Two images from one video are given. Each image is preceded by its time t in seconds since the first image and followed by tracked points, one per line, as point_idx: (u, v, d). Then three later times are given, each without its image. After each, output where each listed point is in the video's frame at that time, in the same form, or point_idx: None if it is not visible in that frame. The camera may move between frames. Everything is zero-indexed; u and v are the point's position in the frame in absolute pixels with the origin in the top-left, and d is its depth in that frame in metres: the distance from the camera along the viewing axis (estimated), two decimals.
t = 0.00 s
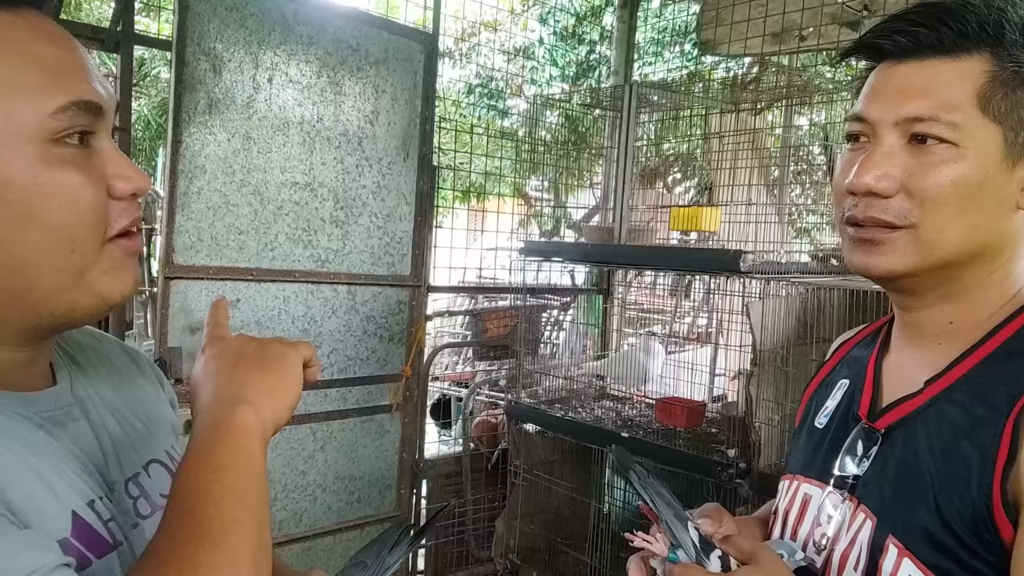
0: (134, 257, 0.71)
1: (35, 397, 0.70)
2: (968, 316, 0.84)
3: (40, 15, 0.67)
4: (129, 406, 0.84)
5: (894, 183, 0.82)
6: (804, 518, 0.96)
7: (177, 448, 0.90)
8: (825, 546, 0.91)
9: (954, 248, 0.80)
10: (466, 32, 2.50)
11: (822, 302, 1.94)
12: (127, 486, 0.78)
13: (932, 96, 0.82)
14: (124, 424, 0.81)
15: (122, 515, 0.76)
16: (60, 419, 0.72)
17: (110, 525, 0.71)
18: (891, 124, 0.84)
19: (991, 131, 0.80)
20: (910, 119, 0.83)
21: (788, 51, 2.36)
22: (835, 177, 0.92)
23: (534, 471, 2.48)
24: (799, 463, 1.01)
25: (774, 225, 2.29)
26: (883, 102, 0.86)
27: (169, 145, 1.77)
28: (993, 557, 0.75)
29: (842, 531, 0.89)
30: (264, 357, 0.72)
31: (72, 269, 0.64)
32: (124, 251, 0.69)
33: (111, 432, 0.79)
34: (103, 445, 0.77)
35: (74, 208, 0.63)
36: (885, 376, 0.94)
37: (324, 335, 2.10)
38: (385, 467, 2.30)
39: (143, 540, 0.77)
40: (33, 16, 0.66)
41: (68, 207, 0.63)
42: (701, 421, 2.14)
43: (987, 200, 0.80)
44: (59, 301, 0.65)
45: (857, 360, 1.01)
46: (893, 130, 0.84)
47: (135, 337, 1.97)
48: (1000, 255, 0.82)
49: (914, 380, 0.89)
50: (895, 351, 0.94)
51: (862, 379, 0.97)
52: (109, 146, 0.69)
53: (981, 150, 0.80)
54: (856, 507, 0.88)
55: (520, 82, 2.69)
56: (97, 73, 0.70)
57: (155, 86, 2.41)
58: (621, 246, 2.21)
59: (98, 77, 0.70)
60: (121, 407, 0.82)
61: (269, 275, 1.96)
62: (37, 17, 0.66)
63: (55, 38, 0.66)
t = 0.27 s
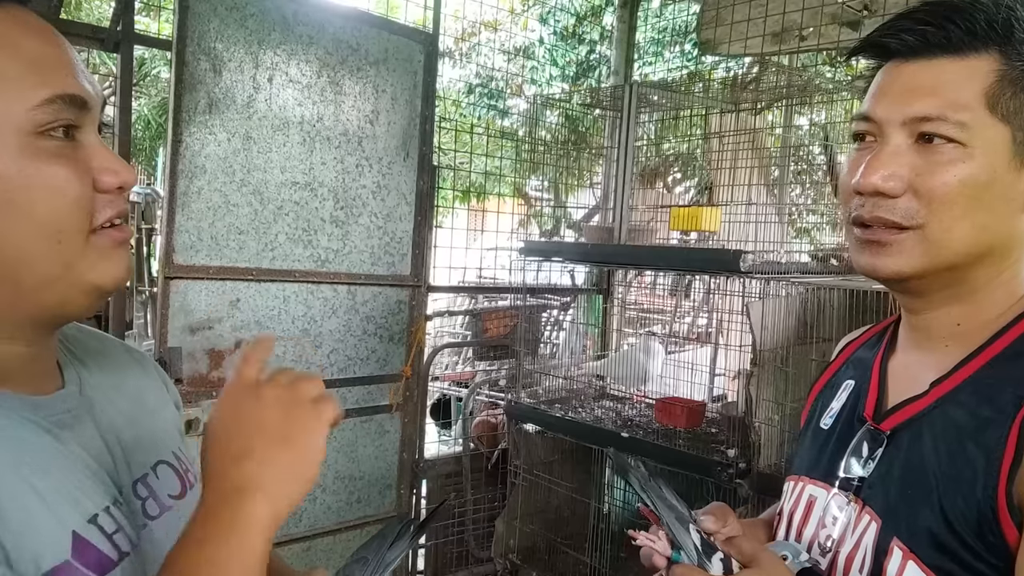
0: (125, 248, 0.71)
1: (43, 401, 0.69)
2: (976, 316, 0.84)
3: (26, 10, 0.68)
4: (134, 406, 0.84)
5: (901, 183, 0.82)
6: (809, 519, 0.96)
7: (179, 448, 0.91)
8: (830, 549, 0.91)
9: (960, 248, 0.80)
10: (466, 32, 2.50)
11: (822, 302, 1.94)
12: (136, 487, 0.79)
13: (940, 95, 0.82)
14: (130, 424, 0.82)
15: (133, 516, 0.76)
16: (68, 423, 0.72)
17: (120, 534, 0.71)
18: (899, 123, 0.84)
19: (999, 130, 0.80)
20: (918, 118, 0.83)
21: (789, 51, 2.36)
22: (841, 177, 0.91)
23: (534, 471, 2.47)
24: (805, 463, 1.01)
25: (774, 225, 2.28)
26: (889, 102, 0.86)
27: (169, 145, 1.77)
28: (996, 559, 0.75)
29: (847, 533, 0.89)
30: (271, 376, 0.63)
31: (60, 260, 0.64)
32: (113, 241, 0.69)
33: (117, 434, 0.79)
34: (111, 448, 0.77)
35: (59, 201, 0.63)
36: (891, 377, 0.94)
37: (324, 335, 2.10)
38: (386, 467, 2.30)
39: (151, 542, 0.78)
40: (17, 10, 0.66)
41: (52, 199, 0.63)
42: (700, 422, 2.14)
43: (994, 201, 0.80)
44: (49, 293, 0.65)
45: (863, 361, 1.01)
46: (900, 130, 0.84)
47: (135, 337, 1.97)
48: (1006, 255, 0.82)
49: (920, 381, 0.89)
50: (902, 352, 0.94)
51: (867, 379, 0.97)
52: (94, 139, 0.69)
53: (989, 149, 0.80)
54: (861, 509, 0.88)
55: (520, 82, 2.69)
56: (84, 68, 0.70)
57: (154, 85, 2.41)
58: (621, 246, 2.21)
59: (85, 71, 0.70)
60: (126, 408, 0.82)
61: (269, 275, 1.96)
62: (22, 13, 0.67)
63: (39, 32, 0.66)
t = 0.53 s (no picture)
0: (151, 244, 0.74)
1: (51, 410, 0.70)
2: (979, 317, 0.84)
3: (58, 14, 0.73)
4: (151, 410, 0.85)
5: (889, 180, 0.82)
6: (812, 518, 0.95)
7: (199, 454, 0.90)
8: (833, 547, 0.91)
9: (956, 246, 0.79)
10: (465, 32, 2.50)
11: (821, 301, 1.94)
12: (153, 493, 0.78)
13: (933, 93, 0.82)
14: (148, 424, 0.83)
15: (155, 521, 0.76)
16: (75, 434, 0.72)
17: (113, 557, 0.69)
18: (891, 121, 0.85)
19: (990, 127, 0.80)
20: (908, 115, 0.83)
21: (788, 51, 2.36)
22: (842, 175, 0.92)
23: (533, 471, 2.49)
24: (808, 460, 1.00)
25: (774, 225, 2.28)
26: (885, 100, 0.86)
27: (169, 144, 1.78)
28: (999, 560, 0.75)
29: (849, 532, 0.89)
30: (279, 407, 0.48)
31: (91, 240, 0.66)
32: (141, 237, 0.72)
33: (132, 439, 0.79)
34: (127, 451, 0.77)
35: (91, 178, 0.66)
36: (896, 375, 0.94)
37: (324, 336, 2.10)
38: (386, 467, 2.30)
39: (167, 550, 0.76)
40: (50, 11, 0.72)
41: (87, 176, 0.66)
42: (700, 422, 2.14)
43: (985, 200, 0.79)
44: (75, 278, 0.66)
45: (867, 359, 1.01)
46: (892, 127, 0.85)
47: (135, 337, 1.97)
48: (1007, 255, 0.81)
49: (924, 380, 0.89)
50: (906, 351, 0.94)
51: (871, 378, 0.97)
52: (123, 130, 0.73)
53: (980, 149, 0.79)
54: (863, 508, 0.88)
55: (519, 82, 2.69)
56: (112, 67, 0.75)
57: (154, 85, 2.41)
58: (621, 245, 2.21)
59: (114, 70, 0.75)
60: (144, 412, 0.83)
61: (269, 275, 1.96)
62: (56, 14, 0.72)
63: (71, 29, 0.72)
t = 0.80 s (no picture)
0: (158, 249, 0.75)
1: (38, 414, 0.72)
2: (983, 318, 0.84)
3: (80, 18, 0.75)
4: (155, 415, 0.85)
5: (887, 178, 0.82)
6: (814, 517, 0.94)
7: (209, 462, 0.89)
8: (834, 549, 0.90)
9: (951, 243, 0.79)
10: (466, 32, 2.51)
11: (822, 302, 1.94)
12: (140, 503, 0.77)
13: (931, 89, 0.82)
14: (147, 428, 0.83)
15: (134, 532, 0.75)
16: (58, 442, 0.73)
17: (79, 567, 0.69)
18: (889, 117, 0.85)
19: (990, 124, 0.79)
20: (905, 112, 0.83)
21: (789, 52, 2.36)
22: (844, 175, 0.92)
23: (533, 471, 2.47)
24: (808, 466, 1.00)
25: (774, 225, 2.28)
26: (884, 98, 0.86)
27: (169, 144, 1.78)
28: (995, 562, 0.75)
29: (851, 533, 0.88)
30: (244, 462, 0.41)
31: (94, 246, 0.67)
32: (148, 240, 0.73)
33: (127, 445, 0.79)
34: (114, 455, 0.77)
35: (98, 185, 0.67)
36: (902, 376, 0.94)
37: (324, 335, 2.10)
38: (386, 467, 2.30)
39: (150, 560, 0.76)
40: (73, 16, 0.74)
41: (94, 183, 0.67)
42: (700, 422, 2.14)
43: (983, 195, 0.79)
44: (77, 283, 0.68)
45: (873, 360, 1.00)
46: (891, 124, 0.85)
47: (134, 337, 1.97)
48: (1009, 253, 0.81)
49: (930, 382, 0.88)
50: (912, 351, 0.94)
51: (878, 380, 0.97)
52: (136, 137, 0.75)
53: (977, 146, 0.79)
54: (864, 509, 0.88)
55: (520, 82, 2.69)
56: (130, 75, 0.77)
57: (154, 85, 2.41)
58: (621, 245, 2.21)
59: (131, 79, 0.77)
60: (146, 417, 0.84)
61: (269, 275, 1.96)
62: (80, 20, 0.75)
63: (92, 35, 0.73)
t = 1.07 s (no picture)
0: (152, 255, 0.74)
1: (26, 417, 0.71)
2: (978, 316, 0.83)
3: (78, 21, 0.75)
4: (154, 419, 0.85)
5: (884, 181, 0.82)
6: (810, 516, 0.94)
7: (211, 465, 0.89)
8: (830, 547, 0.90)
9: (945, 244, 0.79)
10: (465, 32, 2.51)
11: (821, 302, 1.94)
12: (135, 506, 0.77)
13: (925, 92, 0.82)
14: (144, 433, 0.83)
15: (130, 536, 0.76)
16: (51, 447, 0.73)
17: (73, 570, 0.69)
18: (885, 121, 0.85)
19: (985, 126, 0.79)
20: (900, 116, 0.83)
21: (788, 51, 2.36)
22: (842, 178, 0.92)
23: (534, 471, 2.48)
24: (806, 461, 1.00)
25: (774, 225, 2.29)
26: (879, 101, 0.86)
27: (169, 145, 1.78)
28: (986, 559, 0.75)
29: (846, 532, 0.88)
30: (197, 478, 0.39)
31: (86, 256, 0.67)
32: (142, 247, 0.73)
33: (123, 449, 0.79)
34: (108, 461, 0.77)
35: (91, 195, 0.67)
36: (899, 375, 0.93)
37: (324, 336, 2.10)
38: (386, 467, 2.29)
39: (146, 564, 0.76)
40: (69, 19, 0.73)
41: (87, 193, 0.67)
42: (700, 422, 2.14)
43: (980, 196, 0.79)
44: (69, 292, 0.68)
45: (871, 361, 1.00)
46: (886, 128, 0.85)
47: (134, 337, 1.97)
48: (1004, 253, 0.80)
49: (923, 381, 0.88)
50: (907, 350, 0.94)
51: (874, 381, 0.96)
52: (132, 144, 0.75)
53: (972, 147, 0.79)
54: (859, 508, 0.87)
55: (519, 82, 2.69)
56: (127, 80, 0.77)
57: (154, 85, 2.41)
58: (621, 245, 2.21)
59: (128, 84, 0.77)
60: (144, 421, 0.84)
61: (269, 275, 1.96)
62: (77, 23, 0.74)
63: (89, 40, 0.73)
